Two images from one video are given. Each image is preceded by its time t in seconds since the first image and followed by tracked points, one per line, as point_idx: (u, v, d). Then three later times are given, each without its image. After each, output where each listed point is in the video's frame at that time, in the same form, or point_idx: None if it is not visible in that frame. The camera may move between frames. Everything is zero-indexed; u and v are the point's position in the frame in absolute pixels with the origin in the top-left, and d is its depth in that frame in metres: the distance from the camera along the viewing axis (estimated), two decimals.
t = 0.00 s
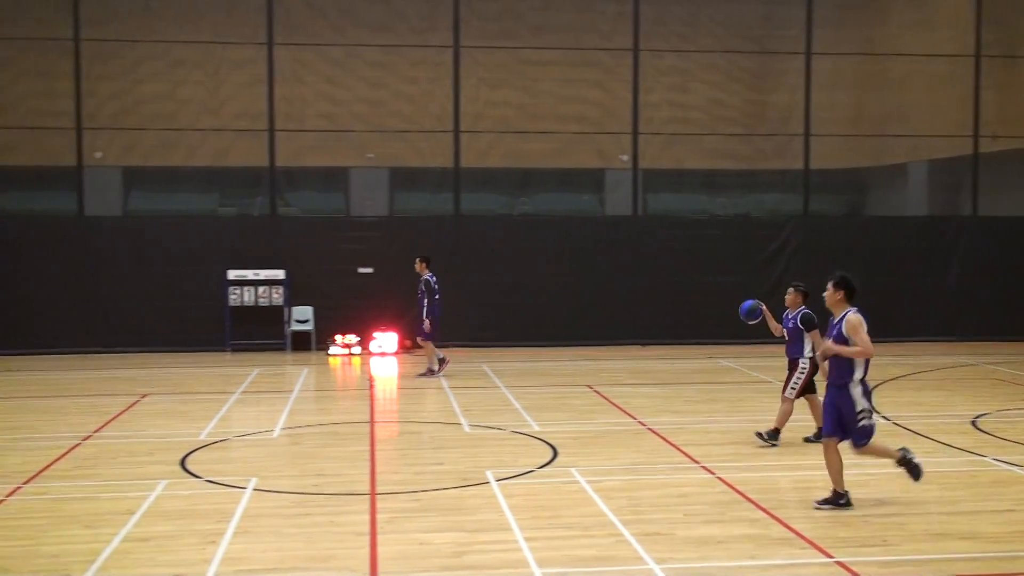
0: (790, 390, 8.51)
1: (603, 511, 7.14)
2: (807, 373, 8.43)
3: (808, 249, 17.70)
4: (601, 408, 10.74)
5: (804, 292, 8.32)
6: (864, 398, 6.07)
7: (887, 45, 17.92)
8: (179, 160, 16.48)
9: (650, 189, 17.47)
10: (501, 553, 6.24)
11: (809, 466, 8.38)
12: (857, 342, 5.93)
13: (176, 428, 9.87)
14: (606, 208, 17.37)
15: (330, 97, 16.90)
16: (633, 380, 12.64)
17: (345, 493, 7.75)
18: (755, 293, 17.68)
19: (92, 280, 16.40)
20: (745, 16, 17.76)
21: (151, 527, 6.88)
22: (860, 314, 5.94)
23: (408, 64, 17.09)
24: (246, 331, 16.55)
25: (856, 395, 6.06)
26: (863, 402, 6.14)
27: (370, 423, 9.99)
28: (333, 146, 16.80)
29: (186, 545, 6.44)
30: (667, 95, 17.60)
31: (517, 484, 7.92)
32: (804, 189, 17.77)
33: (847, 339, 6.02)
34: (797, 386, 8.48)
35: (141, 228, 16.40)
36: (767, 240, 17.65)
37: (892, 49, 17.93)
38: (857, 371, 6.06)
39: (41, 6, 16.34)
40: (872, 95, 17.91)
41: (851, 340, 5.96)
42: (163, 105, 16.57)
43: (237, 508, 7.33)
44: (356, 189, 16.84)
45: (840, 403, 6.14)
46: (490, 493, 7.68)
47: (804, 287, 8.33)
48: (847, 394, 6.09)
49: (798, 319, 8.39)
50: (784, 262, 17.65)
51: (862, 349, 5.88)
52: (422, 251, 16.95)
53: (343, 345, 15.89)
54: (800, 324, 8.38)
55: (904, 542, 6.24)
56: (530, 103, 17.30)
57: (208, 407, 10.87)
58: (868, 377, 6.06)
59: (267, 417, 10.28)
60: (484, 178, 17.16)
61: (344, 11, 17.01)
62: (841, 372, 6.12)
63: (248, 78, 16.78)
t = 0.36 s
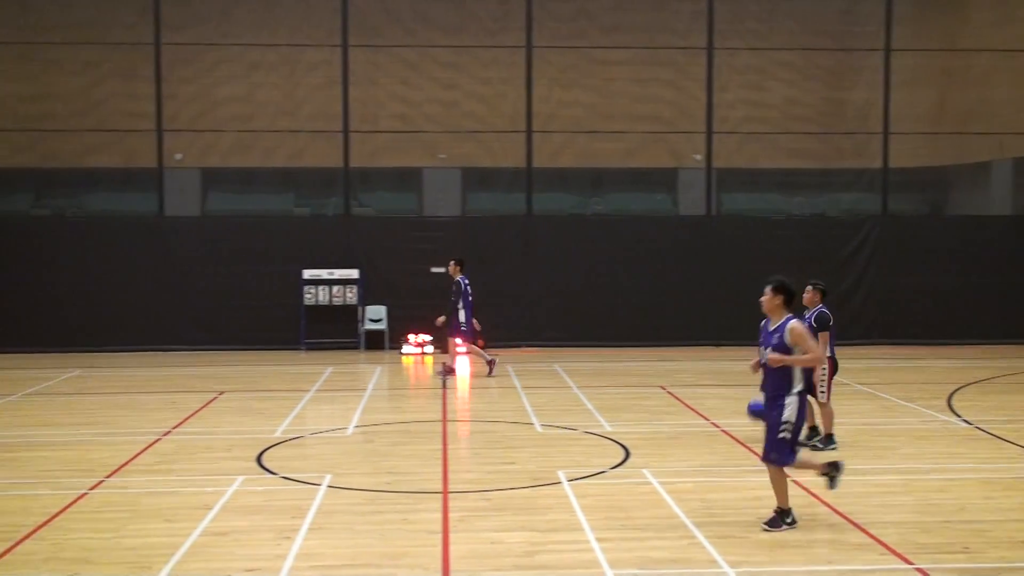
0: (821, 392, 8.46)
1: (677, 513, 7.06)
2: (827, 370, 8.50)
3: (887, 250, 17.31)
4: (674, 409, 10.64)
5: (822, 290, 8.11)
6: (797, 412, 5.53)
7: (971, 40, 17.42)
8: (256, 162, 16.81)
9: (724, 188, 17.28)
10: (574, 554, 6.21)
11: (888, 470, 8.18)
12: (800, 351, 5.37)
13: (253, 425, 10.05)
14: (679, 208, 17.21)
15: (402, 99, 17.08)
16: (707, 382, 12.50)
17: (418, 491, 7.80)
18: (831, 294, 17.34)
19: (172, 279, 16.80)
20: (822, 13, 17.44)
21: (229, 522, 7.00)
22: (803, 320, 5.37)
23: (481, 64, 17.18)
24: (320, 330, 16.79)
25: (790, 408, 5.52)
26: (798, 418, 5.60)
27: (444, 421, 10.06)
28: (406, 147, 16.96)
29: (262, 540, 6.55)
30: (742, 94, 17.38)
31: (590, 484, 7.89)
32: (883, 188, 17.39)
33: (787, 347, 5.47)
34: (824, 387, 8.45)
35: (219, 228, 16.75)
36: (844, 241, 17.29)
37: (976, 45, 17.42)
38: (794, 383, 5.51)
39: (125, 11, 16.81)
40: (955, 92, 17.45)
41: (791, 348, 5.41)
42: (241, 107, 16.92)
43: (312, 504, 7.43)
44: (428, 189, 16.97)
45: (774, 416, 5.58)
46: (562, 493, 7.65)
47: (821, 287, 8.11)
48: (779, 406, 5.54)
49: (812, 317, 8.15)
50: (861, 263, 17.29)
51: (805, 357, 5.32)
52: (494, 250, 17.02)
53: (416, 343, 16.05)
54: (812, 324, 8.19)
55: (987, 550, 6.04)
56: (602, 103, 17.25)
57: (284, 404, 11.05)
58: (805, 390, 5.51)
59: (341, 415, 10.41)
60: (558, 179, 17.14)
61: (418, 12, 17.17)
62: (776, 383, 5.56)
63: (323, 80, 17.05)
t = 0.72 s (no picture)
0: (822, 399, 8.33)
1: (748, 516, 6.95)
2: (835, 376, 8.25)
3: (966, 251, 16.88)
4: (744, 411, 10.52)
5: (830, 294, 8.20)
6: (703, 427, 5.46)
7: None
8: (329, 163, 17.08)
9: (797, 188, 17.03)
10: (644, 555, 6.15)
11: (967, 476, 7.96)
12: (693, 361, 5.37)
13: (324, 422, 10.19)
14: (750, 208, 17.03)
15: (472, 99, 17.19)
16: (778, 383, 12.33)
17: (487, 489, 7.81)
18: (906, 295, 16.96)
19: (244, 278, 17.13)
20: (898, 9, 17.05)
21: (301, 518, 7.08)
22: (699, 329, 5.38)
23: (550, 64, 17.18)
24: (391, 329, 17.02)
25: (694, 421, 5.45)
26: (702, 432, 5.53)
27: (513, 421, 10.07)
28: (476, 148, 17.07)
29: (333, 537, 6.60)
30: (816, 92, 17.11)
31: (660, 485, 7.82)
32: (961, 187, 16.97)
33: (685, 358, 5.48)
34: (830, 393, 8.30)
35: (291, 228, 17.02)
36: (921, 241, 16.91)
37: None
38: (695, 396, 5.47)
39: (201, 15, 17.17)
40: None
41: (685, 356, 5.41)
42: (314, 108, 17.19)
43: (381, 502, 7.48)
44: (497, 190, 17.04)
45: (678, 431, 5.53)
46: (630, 494, 7.60)
47: (830, 288, 8.20)
48: (684, 421, 5.48)
49: (820, 319, 8.23)
50: (938, 263, 16.89)
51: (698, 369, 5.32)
52: (561, 250, 17.02)
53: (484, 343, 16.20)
54: (820, 327, 8.25)
55: None
56: (672, 102, 17.13)
57: (354, 403, 11.18)
58: (708, 401, 5.46)
59: (410, 414, 10.50)
60: (628, 179, 17.08)
61: (487, 13, 17.23)
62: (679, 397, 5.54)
63: (394, 81, 17.23)
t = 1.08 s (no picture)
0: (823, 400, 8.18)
1: (821, 520, 6.82)
2: (839, 380, 8.08)
3: None
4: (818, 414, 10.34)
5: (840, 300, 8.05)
6: (595, 436, 5.37)
7: None
8: (400, 163, 17.24)
9: (872, 187, 16.72)
10: (714, 557, 6.07)
11: None
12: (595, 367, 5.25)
13: (395, 421, 10.29)
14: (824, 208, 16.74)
15: (542, 99, 17.24)
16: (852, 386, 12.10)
17: (556, 489, 7.78)
18: (985, 296, 16.53)
19: (314, 278, 17.36)
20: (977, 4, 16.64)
21: (371, 515, 7.13)
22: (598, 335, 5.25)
23: (620, 64, 17.16)
24: (461, 329, 17.15)
25: (585, 428, 5.36)
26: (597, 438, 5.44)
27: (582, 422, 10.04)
28: (546, 147, 17.10)
29: (402, 534, 6.63)
30: (891, 90, 16.79)
31: (731, 488, 7.72)
32: None
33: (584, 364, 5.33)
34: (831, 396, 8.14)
35: (361, 227, 17.20)
36: (1001, 241, 16.45)
37: None
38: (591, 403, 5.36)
39: (275, 18, 17.55)
40: None
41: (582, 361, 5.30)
42: (385, 109, 17.41)
43: (451, 500, 7.50)
44: (567, 189, 17.01)
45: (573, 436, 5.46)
46: (700, 496, 7.51)
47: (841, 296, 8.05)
48: (576, 426, 5.40)
49: (832, 324, 8.05)
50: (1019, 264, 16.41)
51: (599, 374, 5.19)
52: (630, 250, 16.92)
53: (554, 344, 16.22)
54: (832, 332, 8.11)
55: None
56: (743, 101, 16.94)
57: (424, 402, 11.27)
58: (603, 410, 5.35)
59: (480, 413, 10.55)
60: (698, 179, 16.93)
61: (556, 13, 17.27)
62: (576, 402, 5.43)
63: (464, 82, 17.38)
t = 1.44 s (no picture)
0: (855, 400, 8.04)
1: (893, 525, 6.69)
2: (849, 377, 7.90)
3: None
4: (890, 417, 10.15)
5: (847, 297, 7.98)
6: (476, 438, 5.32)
7: None
8: (466, 162, 17.38)
9: (948, 185, 16.37)
10: (783, 562, 5.98)
11: None
12: (468, 367, 5.21)
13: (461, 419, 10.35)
14: (898, 208, 16.45)
15: (610, 99, 17.18)
16: (926, 389, 11.84)
17: (623, 490, 7.73)
18: None
19: (382, 277, 17.52)
20: None
21: (437, 514, 7.14)
22: (474, 333, 5.20)
23: (688, 63, 17.03)
24: (528, 329, 17.15)
25: (466, 431, 5.31)
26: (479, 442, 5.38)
27: (648, 422, 9.99)
28: (613, 147, 17.06)
29: (468, 533, 6.62)
30: (969, 87, 16.40)
31: (801, 491, 7.60)
32: None
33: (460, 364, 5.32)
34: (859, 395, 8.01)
35: (428, 226, 17.37)
36: None
37: None
38: (468, 405, 5.30)
39: (344, 21, 17.86)
40: None
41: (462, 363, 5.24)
42: (451, 109, 17.51)
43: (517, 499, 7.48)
44: (633, 188, 16.96)
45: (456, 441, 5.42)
46: (770, 499, 7.41)
47: (853, 292, 7.98)
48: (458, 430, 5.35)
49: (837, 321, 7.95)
50: None
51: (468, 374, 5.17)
52: (697, 250, 16.80)
53: (621, 344, 16.40)
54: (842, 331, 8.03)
55: None
56: (814, 98, 16.67)
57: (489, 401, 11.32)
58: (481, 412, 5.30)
59: (546, 413, 10.57)
60: (768, 178, 16.79)
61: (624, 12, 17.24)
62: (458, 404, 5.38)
63: (530, 82, 17.42)
